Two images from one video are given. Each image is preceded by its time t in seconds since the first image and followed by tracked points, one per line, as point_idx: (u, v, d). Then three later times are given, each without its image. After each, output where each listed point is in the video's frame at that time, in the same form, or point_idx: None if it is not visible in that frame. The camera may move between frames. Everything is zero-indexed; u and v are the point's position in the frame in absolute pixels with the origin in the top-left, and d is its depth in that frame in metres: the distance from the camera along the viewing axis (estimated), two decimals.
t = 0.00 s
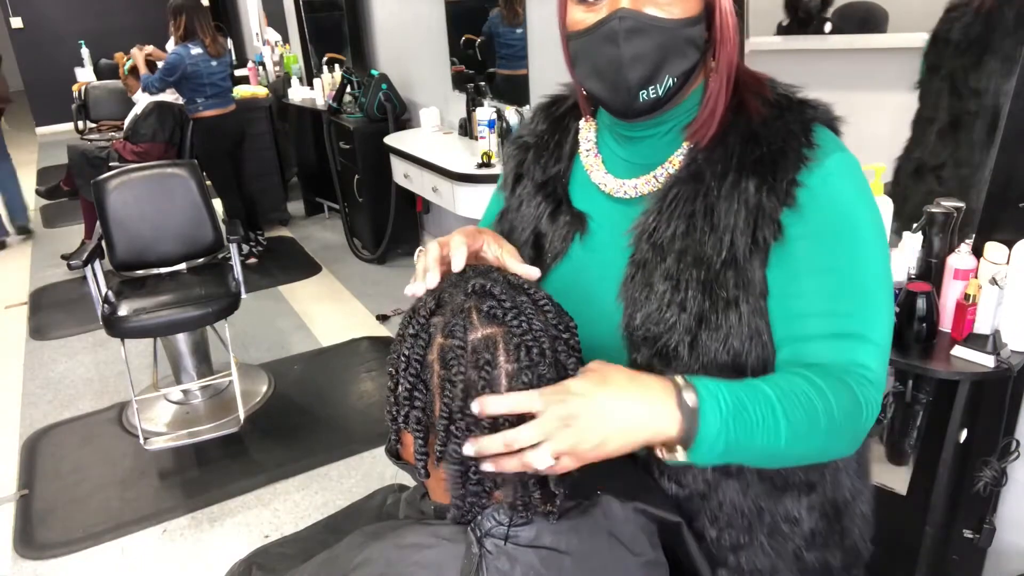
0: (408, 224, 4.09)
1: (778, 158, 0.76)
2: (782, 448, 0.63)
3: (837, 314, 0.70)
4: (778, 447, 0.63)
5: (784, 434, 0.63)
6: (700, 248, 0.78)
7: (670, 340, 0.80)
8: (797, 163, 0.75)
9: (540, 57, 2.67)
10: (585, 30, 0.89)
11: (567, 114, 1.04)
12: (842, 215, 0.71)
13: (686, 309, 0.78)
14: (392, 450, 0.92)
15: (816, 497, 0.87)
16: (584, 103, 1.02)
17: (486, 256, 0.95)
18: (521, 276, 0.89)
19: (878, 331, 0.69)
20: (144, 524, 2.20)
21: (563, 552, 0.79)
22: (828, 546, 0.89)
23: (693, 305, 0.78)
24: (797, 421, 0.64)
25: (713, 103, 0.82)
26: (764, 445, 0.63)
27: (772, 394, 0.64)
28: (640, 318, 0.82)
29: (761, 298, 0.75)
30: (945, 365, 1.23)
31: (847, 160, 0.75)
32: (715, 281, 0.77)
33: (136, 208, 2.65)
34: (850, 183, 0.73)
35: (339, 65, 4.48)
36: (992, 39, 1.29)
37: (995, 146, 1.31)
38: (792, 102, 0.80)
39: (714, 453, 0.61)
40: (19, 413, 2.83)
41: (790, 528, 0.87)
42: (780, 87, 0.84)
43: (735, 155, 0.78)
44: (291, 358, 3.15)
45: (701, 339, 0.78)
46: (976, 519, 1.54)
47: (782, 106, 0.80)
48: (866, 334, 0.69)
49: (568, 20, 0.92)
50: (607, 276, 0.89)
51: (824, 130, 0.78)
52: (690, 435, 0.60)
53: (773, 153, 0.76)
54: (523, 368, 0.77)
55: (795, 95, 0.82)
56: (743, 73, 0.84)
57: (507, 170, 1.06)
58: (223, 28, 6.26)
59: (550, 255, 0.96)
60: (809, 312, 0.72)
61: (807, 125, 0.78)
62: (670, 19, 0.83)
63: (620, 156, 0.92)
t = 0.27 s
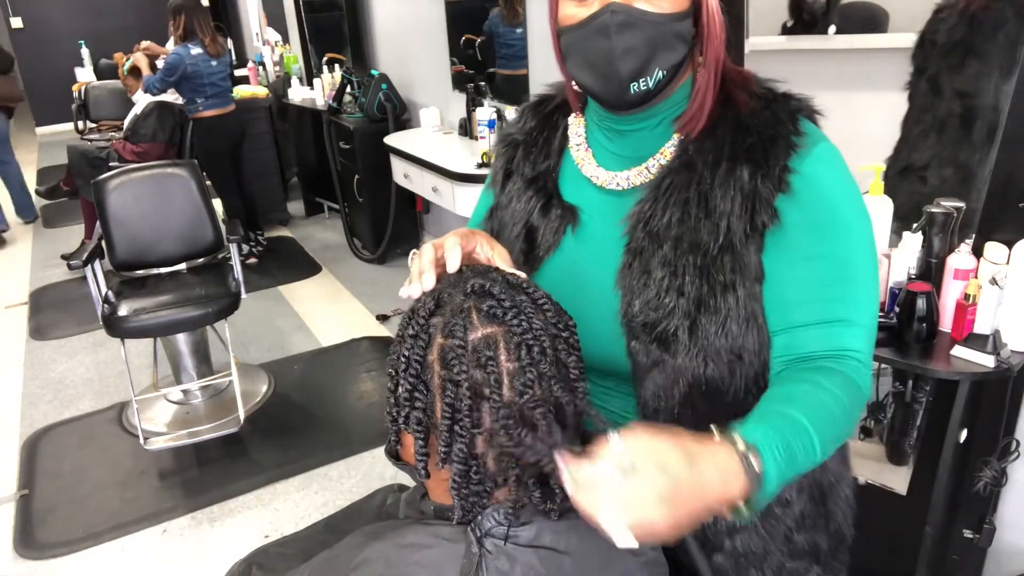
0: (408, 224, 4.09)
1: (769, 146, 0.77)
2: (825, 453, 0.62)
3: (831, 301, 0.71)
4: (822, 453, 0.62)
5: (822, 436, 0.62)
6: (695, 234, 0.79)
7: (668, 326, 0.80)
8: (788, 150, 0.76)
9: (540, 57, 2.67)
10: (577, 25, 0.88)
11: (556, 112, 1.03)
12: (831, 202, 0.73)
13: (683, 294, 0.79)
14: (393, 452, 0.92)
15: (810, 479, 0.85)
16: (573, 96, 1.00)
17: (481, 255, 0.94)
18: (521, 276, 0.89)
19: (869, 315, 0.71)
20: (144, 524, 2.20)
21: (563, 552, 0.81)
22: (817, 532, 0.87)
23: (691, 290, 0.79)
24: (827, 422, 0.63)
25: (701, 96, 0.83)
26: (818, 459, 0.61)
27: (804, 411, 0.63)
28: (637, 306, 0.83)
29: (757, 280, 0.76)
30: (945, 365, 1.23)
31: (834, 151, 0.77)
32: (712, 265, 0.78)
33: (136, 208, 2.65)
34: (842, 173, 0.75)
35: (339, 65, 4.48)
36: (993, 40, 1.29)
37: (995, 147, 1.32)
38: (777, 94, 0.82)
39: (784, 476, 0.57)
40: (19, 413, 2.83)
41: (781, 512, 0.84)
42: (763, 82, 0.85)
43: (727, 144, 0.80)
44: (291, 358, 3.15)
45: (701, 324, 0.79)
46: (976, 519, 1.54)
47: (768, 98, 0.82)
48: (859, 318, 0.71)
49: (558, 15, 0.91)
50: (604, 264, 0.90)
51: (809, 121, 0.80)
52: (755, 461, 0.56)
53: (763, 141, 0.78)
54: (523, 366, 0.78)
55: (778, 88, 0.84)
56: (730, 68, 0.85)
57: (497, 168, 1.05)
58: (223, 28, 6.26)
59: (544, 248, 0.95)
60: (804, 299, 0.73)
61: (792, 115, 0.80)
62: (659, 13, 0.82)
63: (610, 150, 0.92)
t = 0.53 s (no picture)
0: (408, 224, 4.10)
1: (758, 141, 0.78)
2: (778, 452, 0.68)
3: (812, 304, 0.75)
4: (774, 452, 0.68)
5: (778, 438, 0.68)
6: (687, 229, 0.80)
7: (663, 321, 0.81)
8: (777, 146, 0.77)
9: (540, 57, 2.67)
10: (566, 24, 0.88)
11: (546, 112, 1.03)
12: (819, 206, 0.74)
13: (678, 289, 0.80)
14: (393, 451, 0.92)
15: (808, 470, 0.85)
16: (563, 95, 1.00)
17: (478, 258, 0.93)
18: (520, 277, 0.88)
19: (849, 314, 0.75)
20: (144, 524, 2.20)
21: (562, 552, 0.81)
22: (812, 523, 0.88)
23: (685, 284, 0.79)
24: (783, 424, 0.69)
25: (690, 94, 0.82)
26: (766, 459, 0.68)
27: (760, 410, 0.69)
28: (632, 302, 0.83)
29: (747, 275, 0.78)
30: (945, 365, 1.23)
31: (823, 146, 0.77)
32: (705, 259, 0.78)
33: (136, 208, 2.65)
34: (829, 170, 0.75)
35: (339, 65, 4.48)
36: (992, 41, 1.29)
37: (995, 147, 1.31)
38: (765, 91, 0.83)
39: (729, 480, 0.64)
40: (19, 413, 2.83)
41: (778, 502, 0.84)
42: (751, 79, 0.85)
43: (717, 140, 0.80)
44: (291, 358, 3.15)
45: (696, 318, 0.79)
46: (975, 519, 1.54)
47: (755, 95, 0.82)
48: (837, 320, 0.74)
49: (548, 15, 0.91)
50: (597, 261, 0.90)
51: (797, 116, 0.80)
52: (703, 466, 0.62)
53: (752, 137, 0.78)
54: (523, 367, 0.78)
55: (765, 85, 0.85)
56: (718, 66, 0.84)
57: (488, 168, 1.04)
58: (223, 28, 6.26)
59: (535, 247, 0.94)
60: (786, 302, 0.76)
61: (779, 111, 0.80)
62: (648, 12, 0.82)
63: (599, 148, 0.91)
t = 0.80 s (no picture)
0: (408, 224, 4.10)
1: (744, 133, 0.78)
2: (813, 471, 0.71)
3: (811, 292, 0.75)
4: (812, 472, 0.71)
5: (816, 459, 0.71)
6: (674, 222, 0.80)
7: (648, 314, 0.81)
8: (763, 136, 0.77)
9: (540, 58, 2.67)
10: (555, 22, 0.88)
11: (539, 110, 1.03)
12: (811, 195, 0.74)
13: (663, 281, 0.80)
14: (393, 452, 0.92)
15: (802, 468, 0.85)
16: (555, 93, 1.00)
17: (472, 257, 0.92)
18: (516, 275, 0.88)
19: (849, 301, 0.75)
20: (145, 524, 2.20)
21: (563, 552, 0.79)
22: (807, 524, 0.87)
23: (671, 277, 0.79)
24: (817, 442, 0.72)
25: (678, 88, 0.82)
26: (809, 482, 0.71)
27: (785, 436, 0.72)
28: (619, 295, 0.83)
29: (734, 266, 0.77)
30: (945, 365, 1.23)
31: (810, 134, 0.77)
32: (691, 252, 0.78)
33: (136, 208, 2.65)
34: (816, 158, 0.75)
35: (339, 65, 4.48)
36: (993, 41, 1.28)
37: (995, 147, 1.31)
38: (753, 83, 0.82)
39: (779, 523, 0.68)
40: (19, 413, 2.83)
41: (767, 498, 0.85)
42: (741, 73, 0.85)
43: (704, 133, 0.80)
44: (291, 358, 3.16)
45: (680, 310, 0.79)
46: (975, 519, 1.54)
47: (744, 87, 0.82)
48: (835, 308, 0.75)
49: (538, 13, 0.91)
50: (584, 255, 0.89)
51: (785, 106, 0.80)
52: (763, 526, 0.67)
53: (739, 129, 0.78)
54: (522, 366, 0.78)
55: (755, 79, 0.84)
56: (706, 61, 0.84)
57: (483, 166, 1.04)
58: (223, 28, 6.26)
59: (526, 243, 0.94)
60: (789, 292, 0.76)
61: (767, 102, 0.80)
62: (634, 8, 0.82)
63: (590, 143, 0.91)
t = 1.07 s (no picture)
0: (408, 224, 4.10)
1: (747, 144, 0.76)
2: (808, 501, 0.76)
3: (813, 308, 0.74)
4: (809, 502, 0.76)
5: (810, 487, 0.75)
6: (676, 231, 0.79)
7: (650, 319, 0.81)
8: (766, 149, 0.75)
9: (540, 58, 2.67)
10: (559, 26, 0.87)
11: (546, 109, 1.02)
12: (814, 212, 0.73)
13: (665, 288, 0.80)
14: (394, 451, 0.92)
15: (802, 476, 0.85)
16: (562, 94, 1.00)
17: (495, 255, 0.91)
18: (518, 276, 0.88)
19: (846, 313, 0.75)
20: (145, 524, 2.20)
21: (563, 552, 0.79)
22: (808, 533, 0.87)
23: (672, 284, 0.79)
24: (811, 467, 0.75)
25: (682, 93, 0.81)
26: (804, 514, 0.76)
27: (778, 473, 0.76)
28: (622, 301, 0.83)
29: (734, 276, 0.77)
30: (945, 365, 1.23)
31: (816, 148, 0.75)
32: (693, 259, 0.78)
33: (136, 208, 2.65)
34: (821, 176, 0.74)
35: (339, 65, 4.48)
36: (992, 43, 1.28)
37: (995, 147, 1.31)
38: (758, 91, 0.81)
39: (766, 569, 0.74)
40: (19, 413, 2.83)
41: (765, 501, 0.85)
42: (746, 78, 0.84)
43: (707, 142, 0.79)
44: (291, 358, 3.15)
45: (682, 317, 0.79)
46: (976, 519, 1.54)
47: (748, 95, 0.80)
48: (834, 328, 0.75)
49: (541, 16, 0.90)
50: (589, 256, 0.90)
51: (790, 117, 0.79)
52: None
53: (743, 139, 0.77)
54: (523, 366, 0.79)
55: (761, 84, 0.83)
56: (711, 64, 0.83)
57: (490, 163, 1.03)
58: (223, 28, 6.26)
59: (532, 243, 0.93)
60: (791, 310, 0.75)
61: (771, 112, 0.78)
62: (639, 12, 0.81)
63: (594, 145, 0.91)
